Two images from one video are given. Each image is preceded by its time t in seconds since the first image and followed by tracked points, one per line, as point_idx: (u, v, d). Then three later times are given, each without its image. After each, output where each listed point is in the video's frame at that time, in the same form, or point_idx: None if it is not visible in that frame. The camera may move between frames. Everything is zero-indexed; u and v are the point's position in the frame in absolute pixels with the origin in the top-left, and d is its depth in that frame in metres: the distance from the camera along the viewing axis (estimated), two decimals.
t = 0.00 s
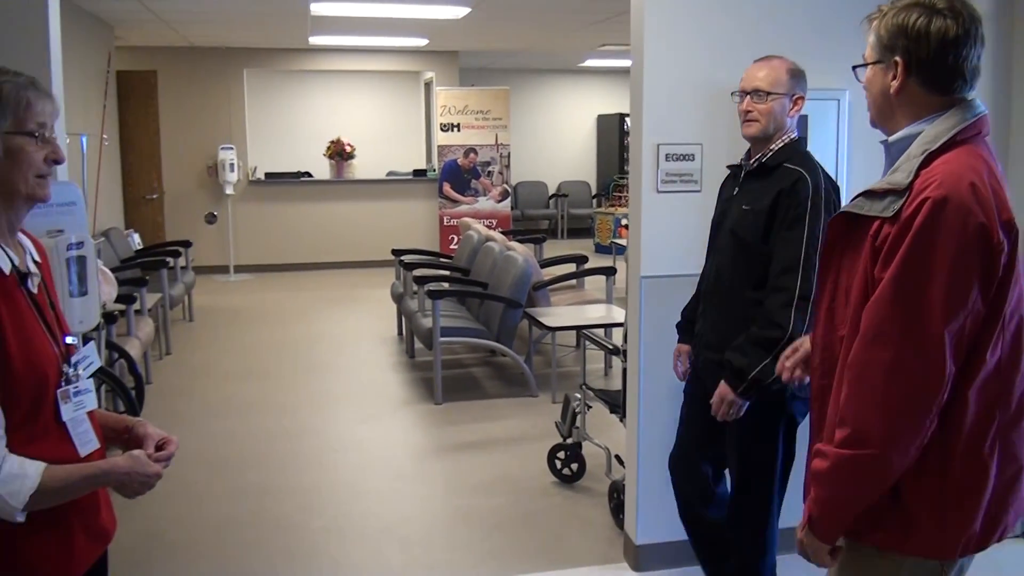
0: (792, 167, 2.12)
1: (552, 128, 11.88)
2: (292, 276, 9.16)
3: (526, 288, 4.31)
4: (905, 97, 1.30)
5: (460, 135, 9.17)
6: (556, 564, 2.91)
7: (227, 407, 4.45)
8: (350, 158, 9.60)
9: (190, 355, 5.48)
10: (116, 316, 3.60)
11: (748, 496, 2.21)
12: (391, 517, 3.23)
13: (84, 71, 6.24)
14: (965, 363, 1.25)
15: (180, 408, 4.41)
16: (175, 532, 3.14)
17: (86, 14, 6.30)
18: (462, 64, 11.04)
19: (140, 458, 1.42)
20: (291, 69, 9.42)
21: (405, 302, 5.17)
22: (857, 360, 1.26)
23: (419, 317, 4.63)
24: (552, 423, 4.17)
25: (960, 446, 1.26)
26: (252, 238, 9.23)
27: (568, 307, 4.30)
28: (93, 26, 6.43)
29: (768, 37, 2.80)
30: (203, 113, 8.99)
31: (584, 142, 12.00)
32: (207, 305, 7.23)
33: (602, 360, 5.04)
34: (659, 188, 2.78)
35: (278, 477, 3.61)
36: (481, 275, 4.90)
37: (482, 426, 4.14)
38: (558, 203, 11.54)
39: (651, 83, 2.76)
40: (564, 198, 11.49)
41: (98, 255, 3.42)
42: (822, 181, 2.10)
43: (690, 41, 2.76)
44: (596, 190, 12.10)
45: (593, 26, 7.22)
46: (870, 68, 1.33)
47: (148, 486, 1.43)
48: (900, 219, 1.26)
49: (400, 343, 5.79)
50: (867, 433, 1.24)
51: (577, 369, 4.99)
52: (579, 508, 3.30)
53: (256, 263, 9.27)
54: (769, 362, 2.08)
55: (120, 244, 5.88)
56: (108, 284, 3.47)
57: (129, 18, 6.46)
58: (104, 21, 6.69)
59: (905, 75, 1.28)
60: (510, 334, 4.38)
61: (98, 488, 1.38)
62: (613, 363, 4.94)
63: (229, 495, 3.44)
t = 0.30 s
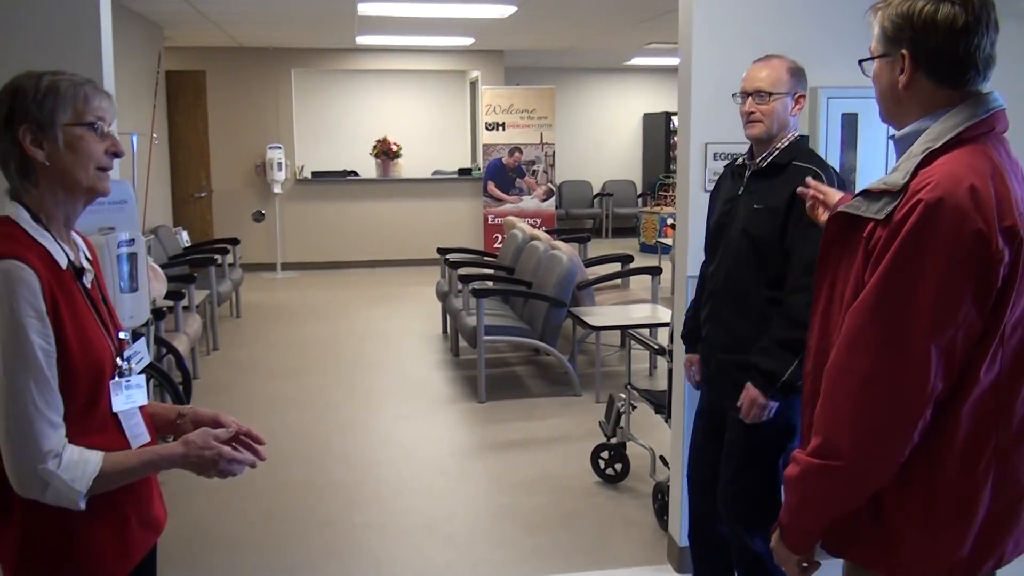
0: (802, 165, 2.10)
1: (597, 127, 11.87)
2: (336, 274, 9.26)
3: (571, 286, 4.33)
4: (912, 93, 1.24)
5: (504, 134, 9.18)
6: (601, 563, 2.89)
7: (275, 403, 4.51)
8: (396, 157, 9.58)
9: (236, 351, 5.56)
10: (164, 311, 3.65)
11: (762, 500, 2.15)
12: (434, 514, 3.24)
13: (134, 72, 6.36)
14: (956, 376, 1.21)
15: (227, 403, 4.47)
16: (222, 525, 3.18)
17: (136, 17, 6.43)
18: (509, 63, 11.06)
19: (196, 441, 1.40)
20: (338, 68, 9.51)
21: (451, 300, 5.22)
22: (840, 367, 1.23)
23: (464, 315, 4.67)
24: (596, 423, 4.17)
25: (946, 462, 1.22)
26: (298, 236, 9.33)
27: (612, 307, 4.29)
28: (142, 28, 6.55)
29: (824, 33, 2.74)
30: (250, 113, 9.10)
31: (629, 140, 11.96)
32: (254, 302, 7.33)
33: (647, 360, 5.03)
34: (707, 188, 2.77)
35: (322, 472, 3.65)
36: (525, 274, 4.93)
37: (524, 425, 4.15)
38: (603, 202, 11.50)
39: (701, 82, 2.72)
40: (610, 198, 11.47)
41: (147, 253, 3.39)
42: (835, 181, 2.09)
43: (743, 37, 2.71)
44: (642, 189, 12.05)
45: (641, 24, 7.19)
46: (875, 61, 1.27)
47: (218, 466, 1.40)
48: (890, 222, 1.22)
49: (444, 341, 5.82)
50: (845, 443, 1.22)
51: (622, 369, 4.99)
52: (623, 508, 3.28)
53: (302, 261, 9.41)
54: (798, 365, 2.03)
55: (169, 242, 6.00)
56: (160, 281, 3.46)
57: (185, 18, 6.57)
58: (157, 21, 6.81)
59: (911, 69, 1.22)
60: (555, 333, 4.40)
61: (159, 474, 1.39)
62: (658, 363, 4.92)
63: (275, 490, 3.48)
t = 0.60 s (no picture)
0: (821, 162, 2.12)
1: (628, 126, 11.84)
2: (367, 272, 9.33)
3: (602, 286, 4.33)
4: (946, 84, 1.12)
5: (536, 133, 9.17)
6: (632, 563, 2.88)
7: (308, 400, 4.55)
8: (428, 156, 9.60)
9: (268, 348, 5.62)
10: (197, 309, 3.69)
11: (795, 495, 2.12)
12: (463, 513, 3.24)
13: (168, 71, 6.45)
14: (969, 393, 1.08)
15: (260, 399, 4.52)
16: (253, 520, 3.20)
17: (171, 17, 6.52)
18: (540, 63, 11.07)
19: (230, 431, 1.40)
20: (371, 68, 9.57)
21: (481, 299, 5.24)
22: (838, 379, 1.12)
23: (493, 314, 4.69)
24: (626, 423, 4.16)
25: (952, 490, 1.09)
26: (329, 235, 9.41)
27: (643, 307, 4.29)
28: (177, 29, 6.64)
29: (860, 31, 2.71)
30: (282, 112, 9.20)
31: (661, 139, 11.93)
32: (288, 299, 7.41)
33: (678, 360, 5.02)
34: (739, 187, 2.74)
35: (350, 469, 3.66)
36: (556, 273, 4.93)
37: (553, 425, 4.14)
38: (634, 201, 11.49)
39: (735, 79, 2.69)
40: (641, 197, 11.44)
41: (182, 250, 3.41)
42: (854, 177, 2.11)
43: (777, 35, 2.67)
44: (674, 188, 12.00)
45: (674, 22, 7.15)
46: (899, 48, 1.13)
47: (254, 450, 1.42)
48: (901, 227, 1.11)
49: (474, 339, 5.84)
50: (840, 461, 1.10)
51: (653, 370, 4.97)
52: (653, 509, 3.27)
53: (333, 259, 9.49)
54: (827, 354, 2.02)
55: (202, 240, 6.08)
56: (194, 278, 3.45)
57: (223, 18, 6.66)
58: (193, 21, 6.90)
59: (955, 58, 1.09)
60: (585, 333, 4.40)
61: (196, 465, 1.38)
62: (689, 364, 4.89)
63: (304, 486, 3.50)
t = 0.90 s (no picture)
0: (842, 162, 2.10)
1: (651, 125, 11.81)
2: (389, 271, 9.37)
3: (624, 286, 4.32)
4: (951, 83, 1.14)
5: (558, 132, 9.16)
6: (654, 564, 2.87)
7: (331, 398, 4.57)
8: (450, 155, 9.61)
9: (292, 346, 5.65)
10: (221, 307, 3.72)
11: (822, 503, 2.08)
12: (484, 512, 3.24)
13: (193, 72, 6.50)
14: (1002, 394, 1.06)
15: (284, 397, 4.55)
16: (276, 517, 3.22)
17: (196, 18, 6.57)
18: (563, 62, 11.07)
19: (249, 426, 1.38)
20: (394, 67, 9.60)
21: (502, 299, 5.24)
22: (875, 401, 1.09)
23: (515, 313, 4.70)
24: (649, 423, 4.14)
25: (1000, 491, 1.06)
26: (351, 234, 9.46)
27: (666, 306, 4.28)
28: (201, 29, 6.70)
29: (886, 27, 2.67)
30: (305, 111, 9.25)
31: (684, 138, 11.89)
32: (311, 298, 7.45)
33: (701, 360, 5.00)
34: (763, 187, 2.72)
35: (372, 467, 3.67)
36: (577, 273, 4.93)
37: (574, 425, 4.14)
38: (657, 201, 11.45)
39: (761, 77, 2.67)
40: (664, 197, 11.40)
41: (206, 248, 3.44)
42: (875, 175, 2.09)
43: (800, 34, 2.65)
44: (697, 187, 11.95)
45: (698, 20, 7.11)
46: (901, 46, 1.15)
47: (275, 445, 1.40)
48: (913, 234, 1.11)
49: (496, 338, 5.85)
50: (892, 487, 1.06)
51: (676, 370, 4.96)
52: (676, 510, 3.25)
53: (355, 258, 9.53)
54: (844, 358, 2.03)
55: (227, 238, 6.14)
56: (217, 276, 3.48)
57: (249, 18, 6.70)
58: (219, 22, 6.96)
59: (962, 55, 1.12)
60: (607, 332, 4.39)
61: (217, 460, 1.37)
62: (712, 364, 4.87)
63: (325, 484, 3.51)
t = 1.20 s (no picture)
0: (857, 164, 2.09)
1: (666, 125, 11.78)
2: (405, 271, 9.39)
3: (640, 286, 4.31)
4: (948, 84, 1.22)
5: (574, 132, 9.15)
6: (670, 564, 2.86)
7: (347, 397, 4.58)
8: (466, 155, 9.62)
9: (307, 345, 5.67)
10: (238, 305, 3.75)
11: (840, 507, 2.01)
12: (500, 511, 3.24)
13: (210, 71, 6.53)
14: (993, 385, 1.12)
15: (301, 396, 4.57)
16: (292, 515, 3.24)
17: (213, 17, 6.60)
18: (578, 62, 11.05)
19: (261, 425, 1.40)
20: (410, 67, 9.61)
21: (518, 298, 5.25)
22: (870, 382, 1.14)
23: (531, 313, 4.70)
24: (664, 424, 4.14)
25: (985, 477, 1.13)
26: (367, 233, 9.48)
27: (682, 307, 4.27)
28: (219, 28, 6.72)
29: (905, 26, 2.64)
30: (321, 111, 9.28)
31: (700, 138, 11.85)
32: (327, 297, 7.47)
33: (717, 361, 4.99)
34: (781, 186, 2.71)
35: (388, 467, 3.68)
36: (593, 273, 4.93)
37: (589, 425, 4.14)
38: (673, 201, 11.42)
39: (778, 75, 2.65)
40: (680, 197, 11.37)
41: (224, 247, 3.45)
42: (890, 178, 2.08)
43: (818, 34, 2.63)
44: (713, 187, 11.91)
45: (714, 20, 7.09)
46: (900, 48, 1.23)
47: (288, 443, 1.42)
48: (917, 226, 1.15)
49: (511, 338, 5.85)
50: (881, 464, 1.11)
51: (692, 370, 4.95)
52: (691, 510, 3.24)
53: (371, 257, 9.56)
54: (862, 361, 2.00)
55: (243, 237, 6.17)
56: (235, 275, 3.50)
57: (266, 18, 6.73)
58: (235, 22, 6.99)
59: (958, 55, 1.20)
60: (622, 333, 4.39)
61: (229, 459, 1.38)
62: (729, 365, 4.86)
63: (341, 483, 3.52)
